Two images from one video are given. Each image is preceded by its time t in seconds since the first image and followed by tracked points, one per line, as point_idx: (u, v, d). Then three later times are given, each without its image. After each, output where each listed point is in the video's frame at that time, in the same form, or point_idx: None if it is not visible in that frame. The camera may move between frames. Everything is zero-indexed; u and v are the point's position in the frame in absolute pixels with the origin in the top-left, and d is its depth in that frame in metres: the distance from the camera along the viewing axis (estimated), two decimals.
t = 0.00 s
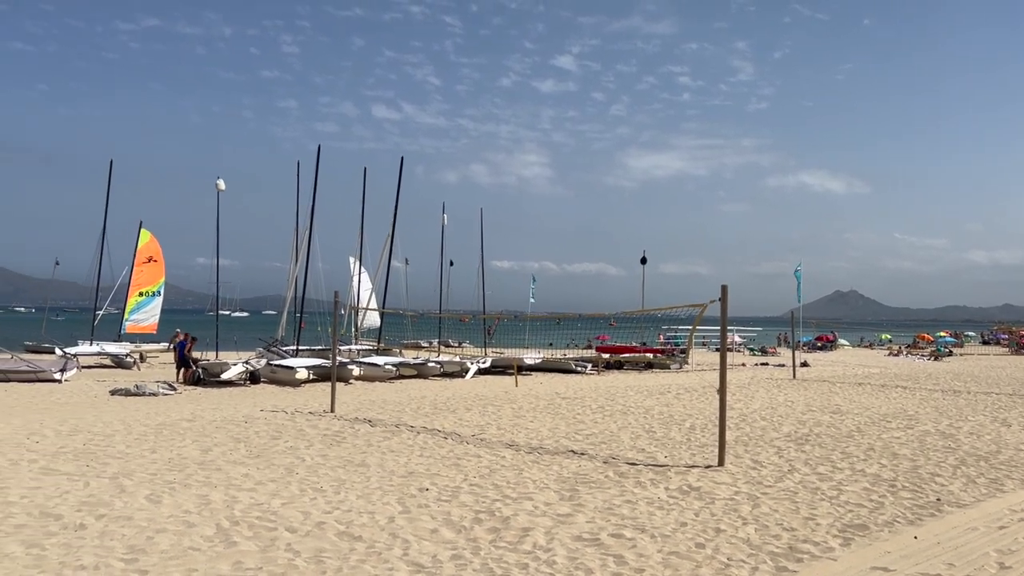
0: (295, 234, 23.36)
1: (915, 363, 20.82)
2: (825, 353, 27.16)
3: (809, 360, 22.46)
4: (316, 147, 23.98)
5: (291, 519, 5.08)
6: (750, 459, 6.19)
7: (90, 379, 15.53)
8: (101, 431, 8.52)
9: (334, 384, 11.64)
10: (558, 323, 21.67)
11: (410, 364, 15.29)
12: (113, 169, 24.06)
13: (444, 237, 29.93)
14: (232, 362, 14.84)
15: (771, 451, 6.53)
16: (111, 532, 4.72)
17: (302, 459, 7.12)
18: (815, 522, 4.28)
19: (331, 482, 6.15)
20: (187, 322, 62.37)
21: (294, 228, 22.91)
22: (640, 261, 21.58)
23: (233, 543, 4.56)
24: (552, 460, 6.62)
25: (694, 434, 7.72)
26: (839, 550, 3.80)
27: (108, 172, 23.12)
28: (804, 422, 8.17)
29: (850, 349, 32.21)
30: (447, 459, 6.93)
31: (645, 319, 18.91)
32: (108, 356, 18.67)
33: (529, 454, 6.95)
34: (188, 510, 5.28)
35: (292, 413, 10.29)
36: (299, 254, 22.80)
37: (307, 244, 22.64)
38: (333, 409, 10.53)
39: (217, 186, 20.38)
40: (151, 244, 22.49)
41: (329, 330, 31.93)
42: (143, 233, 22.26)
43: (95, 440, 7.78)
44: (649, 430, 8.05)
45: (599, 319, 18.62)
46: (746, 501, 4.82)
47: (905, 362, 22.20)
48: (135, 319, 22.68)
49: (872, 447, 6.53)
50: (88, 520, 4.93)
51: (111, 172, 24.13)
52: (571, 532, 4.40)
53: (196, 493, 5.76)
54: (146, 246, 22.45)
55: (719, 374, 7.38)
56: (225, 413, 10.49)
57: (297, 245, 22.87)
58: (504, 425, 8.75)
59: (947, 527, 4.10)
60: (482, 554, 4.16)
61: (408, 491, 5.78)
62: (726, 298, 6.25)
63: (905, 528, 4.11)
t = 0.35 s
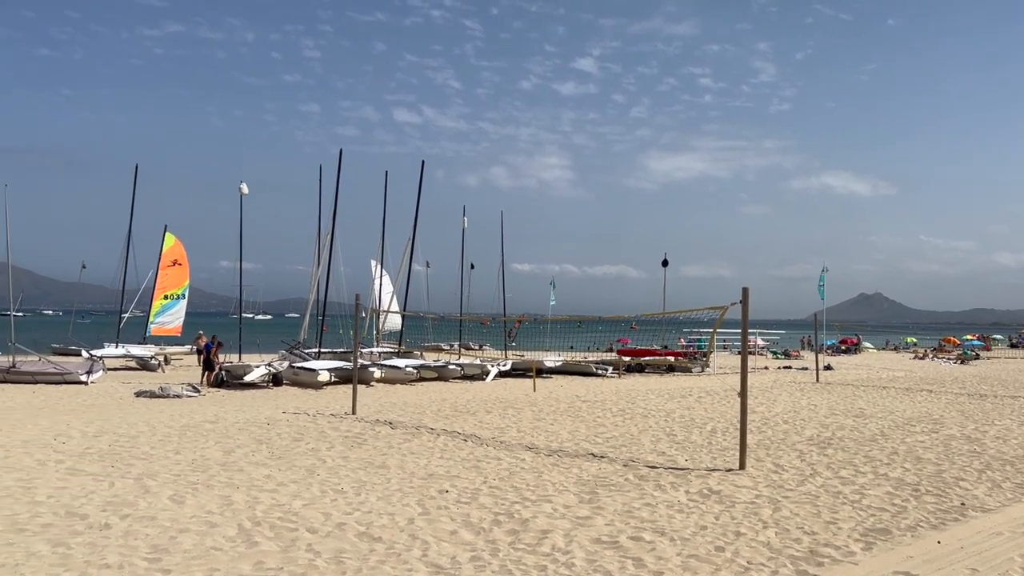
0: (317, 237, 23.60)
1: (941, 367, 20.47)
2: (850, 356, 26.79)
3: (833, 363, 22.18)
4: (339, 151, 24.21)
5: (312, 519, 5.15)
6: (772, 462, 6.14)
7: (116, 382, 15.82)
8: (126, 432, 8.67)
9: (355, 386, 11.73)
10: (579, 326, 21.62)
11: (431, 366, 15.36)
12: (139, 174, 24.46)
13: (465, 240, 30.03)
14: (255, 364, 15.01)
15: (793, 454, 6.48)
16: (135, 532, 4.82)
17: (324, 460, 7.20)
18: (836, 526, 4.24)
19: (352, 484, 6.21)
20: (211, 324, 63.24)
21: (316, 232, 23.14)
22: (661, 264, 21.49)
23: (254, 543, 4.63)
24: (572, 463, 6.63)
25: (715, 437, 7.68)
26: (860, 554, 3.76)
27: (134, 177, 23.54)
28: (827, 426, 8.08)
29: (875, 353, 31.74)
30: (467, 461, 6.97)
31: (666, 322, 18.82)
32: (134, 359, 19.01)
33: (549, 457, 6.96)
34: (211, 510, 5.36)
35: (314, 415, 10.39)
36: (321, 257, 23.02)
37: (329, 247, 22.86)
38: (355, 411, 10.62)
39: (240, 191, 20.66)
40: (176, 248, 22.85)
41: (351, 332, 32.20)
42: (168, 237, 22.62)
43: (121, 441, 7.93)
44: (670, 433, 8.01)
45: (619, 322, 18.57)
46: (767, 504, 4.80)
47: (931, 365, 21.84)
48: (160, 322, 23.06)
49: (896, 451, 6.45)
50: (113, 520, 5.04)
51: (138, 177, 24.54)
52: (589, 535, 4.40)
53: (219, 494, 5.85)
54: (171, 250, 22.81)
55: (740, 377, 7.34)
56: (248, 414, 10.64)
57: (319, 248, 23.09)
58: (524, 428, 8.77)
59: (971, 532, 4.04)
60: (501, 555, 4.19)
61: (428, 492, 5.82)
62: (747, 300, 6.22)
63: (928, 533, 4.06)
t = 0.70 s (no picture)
0: (334, 239, 23.74)
1: (963, 370, 20.14)
2: (870, 359, 26.45)
3: (853, 366, 21.91)
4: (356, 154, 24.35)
5: (324, 521, 5.16)
6: (788, 466, 6.08)
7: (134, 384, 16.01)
8: (143, 434, 8.77)
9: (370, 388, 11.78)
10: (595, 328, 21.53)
11: (446, 369, 15.38)
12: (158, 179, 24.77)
13: (481, 242, 30.02)
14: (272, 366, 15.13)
15: (810, 457, 6.40)
16: (149, 533, 4.86)
17: (338, 462, 7.22)
18: (852, 530, 4.18)
19: (365, 486, 6.23)
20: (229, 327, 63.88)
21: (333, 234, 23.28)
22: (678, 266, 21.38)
23: (266, 544, 4.66)
24: (586, 466, 6.60)
25: (731, 441, 7.61)
26: (876, 558, 3.70)
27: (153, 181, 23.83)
28: (845, 429, 7.98)
29: (896, 356, 31.30)
30: (481, 463, 6.96)
31: (683, 325, 18.70)
32: (153, 361, 19.23)
33: (563, 459, 6.93)
34: (225, 511, 5.40)
35: (330, 417, 10.44)
36: (338, 260, 23.16)
37: (346, 250, 22.99)
38: (370, 413, 10.66)
39: (258, 194, 20.84)
40: (194, 251, 23.10)
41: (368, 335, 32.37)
42: (187, 240, 22.89)
43: (138, 442, 8.01)
44: (685, 436, 7.96)
45: (636, 325, 18.49)
46: (782, 508, 4.74)
47: (952, 368, 21.53)
48: (179, 324, 23.31)
49: (915, 455, 6.35)
50: (127, 520, 5.10)
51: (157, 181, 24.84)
52: (601, 538, 4.38)
53: (233, 495, 5.90)
54: (190, 253, 23.07)
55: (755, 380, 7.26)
56: (265, 416, 10.71)
57: (336, 251, 23.24)
58: (539, 430, 8.75)
59: (990, 537, 3.97)
60: (512, 558, 4.17)
61: (441, 494, 5.82)
62: (763, 302, 6.15)
63: (945, 538, 3.99)
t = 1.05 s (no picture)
0: (348, 241, 23.85)
1: (980, 373, 19.88)
2: (886, 362, 26.17)
3: (869, 369, 21.70)
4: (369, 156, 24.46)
5: (336, 522, 5.19)
6: (803, 469, 6.03)
7: (149, 385, 16.17)
8: (157, 435, 8.86)
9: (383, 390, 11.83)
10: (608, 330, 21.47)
11: (459, 370, 15.41)
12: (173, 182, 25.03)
13: (494, 243, 30.02)
14: (285, 368, 15.22)
15: (825, 460, 6.35)
16: (162, 533, 4.91)
17: (350, 464, 7.25)
18: (867, 533, 4.14)
19: (377, 487, 6.25)
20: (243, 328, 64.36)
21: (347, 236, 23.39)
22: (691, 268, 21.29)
23: (278, 545, 4.68)
24: (599, 468, 6.58)
25: (745, 443, 7.56)
26: (892, 562, 3.66)
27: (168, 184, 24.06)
28: (860, 432, 7.91)
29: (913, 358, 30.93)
30: (493, 465, 6.96)
31: (697, 327, 18.59)
32: (167, 363, 19.41)
33: (575, 462, 6.92)
34: (237, 512, 5.44)
35: (342, 418, 10.49)
36: (351, 261, 23.27)
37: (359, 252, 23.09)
38: (383, 415, 10.70)
39: (271, 197, 20.99)
40: (209, 253, 23.32)
41: (381, 336, 32.50)
42: (202, 242, 23.11)
43: (152, 444, 8.09)
44: (698, 439, 7.92)
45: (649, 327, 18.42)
46: (796, 511, 4.70)
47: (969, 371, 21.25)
48: (194, 326, 23.53)
49: (931, 458, 6.28)
50: (140, 521, 5.15)
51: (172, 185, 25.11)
52: (614, 540, 4.37)
53: (246, 496, 5.94)
54: (205, 255, 23.28)
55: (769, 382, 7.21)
56: (278, 418, 10.78)
57: (350, 253, 23.35)
58: (551, 432, 8.74)
59: (1008, 542, 3.92)
60: (523, 560, 4.17)
61: (453, 496, 5.83)
62: (777, 303, 6.11)
63: (962, 542, 3.95)
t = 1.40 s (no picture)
0: (358, 243, 23.92)
1: (994, 375, 19.70)
2: (899, 364, 26.02)
3: (881, 371, 21.56)
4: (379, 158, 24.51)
5: (349, 524, 5.22)
6: (816, 471, 6.01)
7: (161, 386, 16.29)
8: (170, 436, 8.93)
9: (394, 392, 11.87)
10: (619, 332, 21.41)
11: (470, 372, 15.44)
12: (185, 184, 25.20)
13: (504, 245, 30.04)
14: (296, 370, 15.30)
15: (838, 463, 6.33)
16: (176, 534, 4.96)
17: (362, 465, 7.29)
18: (882, 537, 4.13)
19: (389, 489, 6.28)
20: (254, 330, 64.67)
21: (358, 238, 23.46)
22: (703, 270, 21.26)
23: (291, 547, 4.72)
24: (611, 470, 6.59)
25: (757, 446, 7.54)
26: (907, 567, 3.65)
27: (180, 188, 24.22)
28: (874, 435, 7.87)
29: (926, 361, 30.69)
30: (505, 467, 6.98)
31: (709, 329, 18.53)
32: (179, 364, 19.55)
33: (587, 464, 6.93)
34: (249, 514, 5.49)
35: (354, 420, 10.54)
36: (362, 263, 23.35)
37: (370, 254, 23.16)
38: (394, 417, 10.75)
39: (281, 199, 21.09)
40: (221, 255, 23.48)
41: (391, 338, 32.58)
42: (213, 244, 23.26)
43: (164, 445, 8.16)
44: (711, 441, 7.90)
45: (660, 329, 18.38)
46: (810, 514, 4.69)
47: (983, 373, 21.08)
48: (205, 327, 23.69)
49: (946, 461, 6.25)
50: (154, 522, 5.20)
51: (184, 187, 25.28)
52: (627, 543, 4.37)
53: (258, 497, 5.99)
54: (216, 257, 23.44)
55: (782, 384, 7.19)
56: (290, 419, 10.85)
57: (360, 255, 23.42)
58: (562, 434, 8.74)
59: None
60: (536, 563, 4.18)
61: (464, 499, 5.85)
62: (790, 306, 6.10)
63: (978, 546, 3.93)
